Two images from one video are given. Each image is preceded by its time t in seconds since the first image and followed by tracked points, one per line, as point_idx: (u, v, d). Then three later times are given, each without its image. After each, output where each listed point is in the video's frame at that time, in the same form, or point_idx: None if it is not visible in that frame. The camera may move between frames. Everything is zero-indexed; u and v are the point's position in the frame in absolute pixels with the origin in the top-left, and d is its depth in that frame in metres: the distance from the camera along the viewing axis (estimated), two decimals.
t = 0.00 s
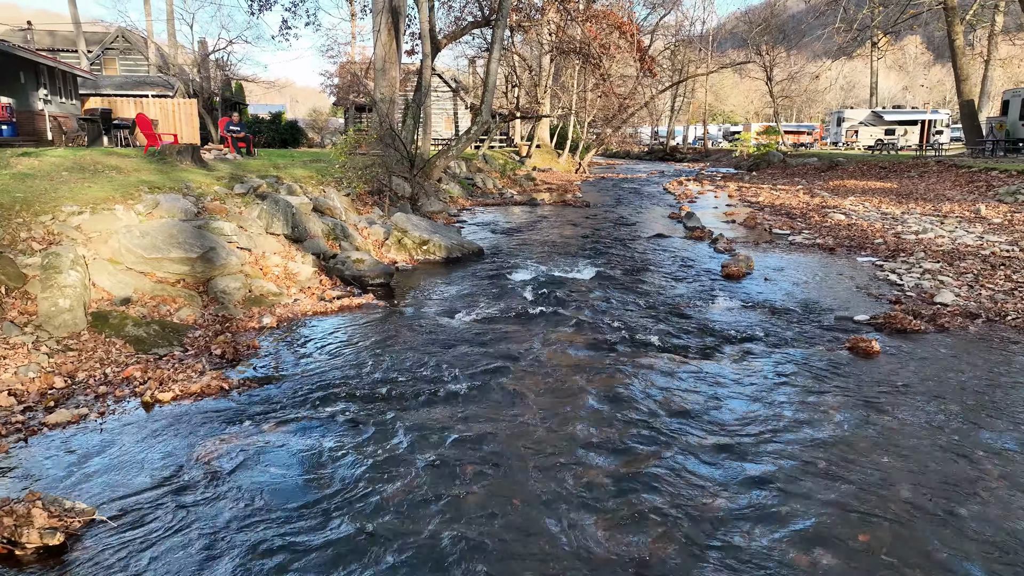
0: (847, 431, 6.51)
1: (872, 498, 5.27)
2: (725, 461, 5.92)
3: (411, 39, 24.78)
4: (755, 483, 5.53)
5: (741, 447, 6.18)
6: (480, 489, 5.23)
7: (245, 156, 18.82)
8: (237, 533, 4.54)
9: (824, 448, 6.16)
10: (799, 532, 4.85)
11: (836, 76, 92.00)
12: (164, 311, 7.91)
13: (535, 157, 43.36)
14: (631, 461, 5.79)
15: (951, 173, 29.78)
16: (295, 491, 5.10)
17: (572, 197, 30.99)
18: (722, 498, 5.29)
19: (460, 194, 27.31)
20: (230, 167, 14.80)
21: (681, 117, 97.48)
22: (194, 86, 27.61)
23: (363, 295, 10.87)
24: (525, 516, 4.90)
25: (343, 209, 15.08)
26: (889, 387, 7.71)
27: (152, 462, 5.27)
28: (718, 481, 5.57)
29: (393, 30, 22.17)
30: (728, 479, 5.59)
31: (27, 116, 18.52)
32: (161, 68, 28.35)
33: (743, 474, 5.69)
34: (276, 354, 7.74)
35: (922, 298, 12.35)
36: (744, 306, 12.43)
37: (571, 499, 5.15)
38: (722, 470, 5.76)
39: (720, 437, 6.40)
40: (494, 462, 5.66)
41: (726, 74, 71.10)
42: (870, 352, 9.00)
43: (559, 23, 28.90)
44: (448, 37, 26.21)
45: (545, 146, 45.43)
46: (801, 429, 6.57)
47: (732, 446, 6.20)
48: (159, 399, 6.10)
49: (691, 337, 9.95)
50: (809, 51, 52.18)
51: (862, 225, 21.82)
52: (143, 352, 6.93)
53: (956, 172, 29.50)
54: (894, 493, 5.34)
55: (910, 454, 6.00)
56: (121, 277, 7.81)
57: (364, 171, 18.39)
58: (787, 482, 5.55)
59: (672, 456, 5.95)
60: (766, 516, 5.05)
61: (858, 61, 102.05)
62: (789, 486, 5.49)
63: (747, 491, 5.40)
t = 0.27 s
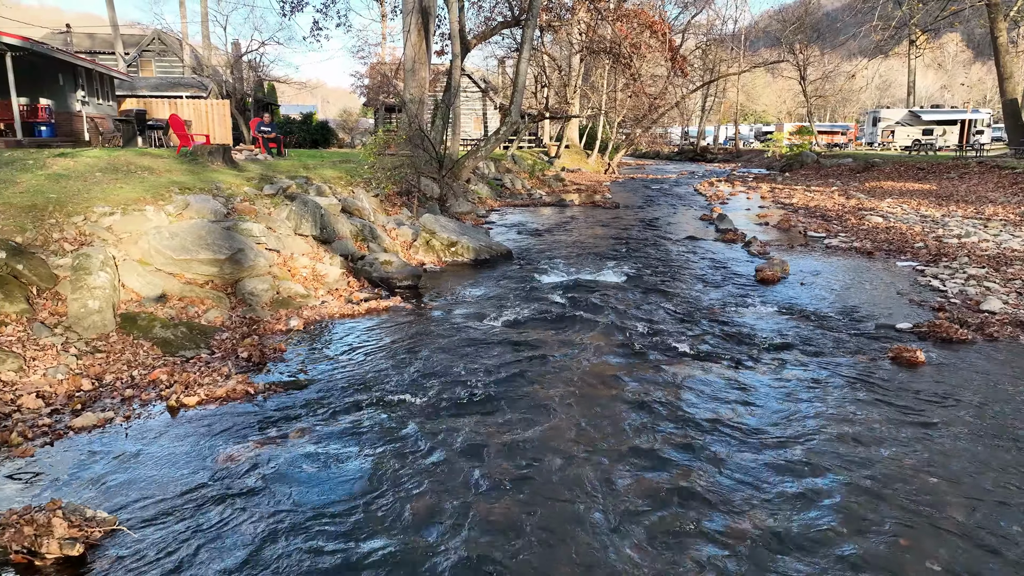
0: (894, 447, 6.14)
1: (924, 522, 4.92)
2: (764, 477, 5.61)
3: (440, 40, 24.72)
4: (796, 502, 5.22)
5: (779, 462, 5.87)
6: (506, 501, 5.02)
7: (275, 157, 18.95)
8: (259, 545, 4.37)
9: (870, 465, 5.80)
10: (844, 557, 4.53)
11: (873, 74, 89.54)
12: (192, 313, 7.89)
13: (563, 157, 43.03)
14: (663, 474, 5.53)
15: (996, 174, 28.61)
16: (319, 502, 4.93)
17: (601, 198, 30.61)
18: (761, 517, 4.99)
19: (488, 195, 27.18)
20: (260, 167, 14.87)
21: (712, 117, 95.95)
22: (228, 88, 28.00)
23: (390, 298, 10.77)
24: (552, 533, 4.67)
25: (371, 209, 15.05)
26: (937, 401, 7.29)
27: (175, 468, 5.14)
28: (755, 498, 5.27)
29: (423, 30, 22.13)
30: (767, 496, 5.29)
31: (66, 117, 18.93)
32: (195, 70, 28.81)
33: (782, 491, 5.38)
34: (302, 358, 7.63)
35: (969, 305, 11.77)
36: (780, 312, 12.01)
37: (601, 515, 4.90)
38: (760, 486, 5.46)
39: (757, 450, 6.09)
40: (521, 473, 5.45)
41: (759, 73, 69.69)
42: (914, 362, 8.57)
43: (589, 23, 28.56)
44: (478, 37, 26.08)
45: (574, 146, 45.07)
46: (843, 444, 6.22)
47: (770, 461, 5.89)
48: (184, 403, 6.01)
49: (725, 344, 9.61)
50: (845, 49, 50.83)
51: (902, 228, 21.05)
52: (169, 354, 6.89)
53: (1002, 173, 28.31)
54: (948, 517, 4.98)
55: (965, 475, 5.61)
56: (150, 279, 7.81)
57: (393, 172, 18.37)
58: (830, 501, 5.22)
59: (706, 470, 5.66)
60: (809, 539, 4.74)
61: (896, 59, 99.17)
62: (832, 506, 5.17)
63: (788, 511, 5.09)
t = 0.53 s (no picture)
0: (949, 468, 5.71)
1: (983, 553, 4.53)
2: (806, 498, 5.27)
3: (469, 41, 24.57)
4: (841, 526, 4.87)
5: (824, 482, 5.50)
6: (532, 518, 4.78)
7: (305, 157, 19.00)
8: (279, 562, 4.16)
9: (922, 487, 5.40)
10: None
11: (912, 73, 86.93)
12: (218, 315, 7.82)
13: (592, 158, 42.60)
14: (700, 493, 5.23)
15: None
16: (341, 515, 4.71)
17: (631, 199, 30.12)
18: (803, 542, 4.66)
19: (517, 196, 26.96)
20: (290, 168, 14.90)
21: (744, 118, 94.23)
22: (260, 89, 28.32)
23: (418, 301, 10.61)
24: (579, 554, 4.41)
25: (399, 211, 14.96)
26: (990, 418, 6.83)
27: (197, 476, 4.97)
28: (799, 522, 4.93)
29: (453, 31, 22.03)
30: (809, 519, 4.95)
31: (102, 117, 19.25)
32: (229, 72, 29.19)
33: (827, 514, 5.03)
34: (327, 363, 7.48)
35: (1021, 315, 11.13)
36: (818, 320, 11.52)
37: (631, 537, 4.63)
38: (801, 508, 5.12)
39: (798, 468, 5.74)
40: (547, 488, 5.20)
41: (793, 72, 68.12)
42: (964, 375, 8.07)
43: (620, 22, 28.15)
44: (507, 37, 25.88)
45: (603, 147, 44.60)
46: (893, 463, 5.82)
47: (813, 481, 5.53)
48: (208, 410, 5.87)
49: (761, 352, 9.21)
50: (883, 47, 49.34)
51: (945, 232, 20.20)
52: (195, 358, 6.80)
53: None
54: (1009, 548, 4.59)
55: None
56: (177, 281, 7.77)
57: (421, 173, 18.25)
58: (879, 527, 4.86)
59: (745, 490, 5.33)
60: (856, 568, 4.40)
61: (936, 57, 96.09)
62: (884, 532, 4.80)
63: (833, 536, 4.74)
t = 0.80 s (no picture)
0: (1012, 495, 5.27)
1: None
2: (853, 524, 4.90)
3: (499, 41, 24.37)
4: (894, 558, 4.50)
5: (875, 508, 5.11)
6: (561, 540, 4.50)
7: (334, 158, 19.03)
8: None
9: (983, 517, 4.98)
10: None
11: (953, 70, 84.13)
12: (244, 319, 7.73)
13: (622, 159, 42.06)
14: (739, 518, 4.88)
15: None
16: (363, 532, 4.46)
17: (660, 200, 29.58)
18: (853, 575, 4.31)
19: (546, 197, 26.68)
20: (318, 169, 14.88)
21: (777, 117, 92.35)
22: (292, 90, 28.55)
23: (445, 305, 10.42)
24: None
25: (428, 213, 14.83)
26: None
27: (216, 488, 4.78)
28: (848, 552, 4.56)
29: (483, 31, 21.85)
30: (859, 549, 4.59)
31: (137, 118, 19.59)
32: (261, 73, 29.53)
33: (878, 543, 4.65)
34: (353, 370, 7.30)
35: None
36: (860, 329, 10.98)
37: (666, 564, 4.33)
38: (850, 536, 4.75)
39: (846, 491, 5.35)
40: (576, 507, 4.92)
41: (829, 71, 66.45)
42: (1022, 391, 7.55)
43: (651, 21, 27.67)
44: (537, 37, 25.59)
45: (633, 147, 44.03)
46: (950, 489, 5.39)
47: (863, 506, 5.14)
48: (230, 418, 5.72)
49: (802, 363, 8.78)
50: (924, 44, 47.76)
51: (992, 236, 19.29)
52: (219, 363, 6.70)
53: None
54: None
55: None
56: (203, 284, 7.71)
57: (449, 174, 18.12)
58: (936, 560, 4.48)
59: (788, 515, 4.97)
60: None
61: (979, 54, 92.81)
62: (943, 568, 4.40)
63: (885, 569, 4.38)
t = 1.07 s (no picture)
0: None
1: None
2: (908, 556, 4.54)
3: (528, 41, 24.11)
4: None
5: (931, 537, 4.73)
6: (590, 567, 4.23)
7: (362, 158, 19.00)
8: None
9: None
10: None
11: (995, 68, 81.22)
12: (268, 323, 7.62)
13: (651, 159, 41.45)
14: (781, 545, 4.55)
15: None
16: (385, 554, 4.21)
17: (691, 202, 28.98)
18: None
19: (575, 198, 26.33)
20: (347, 170, 14.81)
21: (810, 117, 90.30)
22: (322, 91, 28.69)
23: (472, 310, 10.20)
24: None
25: (455, 214, 14.66)
26: None
27: (233, 501, 4.58)
28: None
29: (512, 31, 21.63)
30: None
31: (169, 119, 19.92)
32: (292, 74, 29.78)
33: None
34: (377, 377, 7.09)
35: None
36: (904, 338, 10.44)
37: None
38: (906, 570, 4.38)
39: (900, 518, 4.97)
40: (608, 529, 4.64)
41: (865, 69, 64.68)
42: None
43: (682, 19, 27.12)
44: (567, 36, 25.27)
45: (662, 147, 43.32)
46: (1014, 518, 4.97)
47: (918, 535, 4.76)
48: (251, 427, 5.54)
49: (844, 375, 8.34)
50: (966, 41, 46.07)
51: None
52: (242, 369, 6.56)
53: None
54: None
55: None
56: (228, 287, 7.62)
57: (477, 174, 17.93)
58: None
59: (837, 544, 4.62)
60: None
61: None
62: None
63: None
